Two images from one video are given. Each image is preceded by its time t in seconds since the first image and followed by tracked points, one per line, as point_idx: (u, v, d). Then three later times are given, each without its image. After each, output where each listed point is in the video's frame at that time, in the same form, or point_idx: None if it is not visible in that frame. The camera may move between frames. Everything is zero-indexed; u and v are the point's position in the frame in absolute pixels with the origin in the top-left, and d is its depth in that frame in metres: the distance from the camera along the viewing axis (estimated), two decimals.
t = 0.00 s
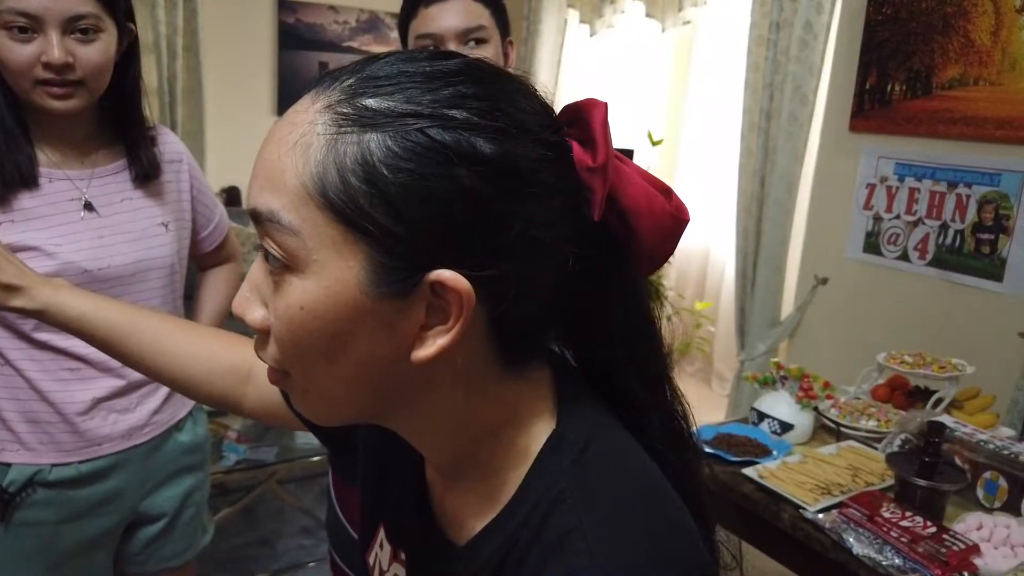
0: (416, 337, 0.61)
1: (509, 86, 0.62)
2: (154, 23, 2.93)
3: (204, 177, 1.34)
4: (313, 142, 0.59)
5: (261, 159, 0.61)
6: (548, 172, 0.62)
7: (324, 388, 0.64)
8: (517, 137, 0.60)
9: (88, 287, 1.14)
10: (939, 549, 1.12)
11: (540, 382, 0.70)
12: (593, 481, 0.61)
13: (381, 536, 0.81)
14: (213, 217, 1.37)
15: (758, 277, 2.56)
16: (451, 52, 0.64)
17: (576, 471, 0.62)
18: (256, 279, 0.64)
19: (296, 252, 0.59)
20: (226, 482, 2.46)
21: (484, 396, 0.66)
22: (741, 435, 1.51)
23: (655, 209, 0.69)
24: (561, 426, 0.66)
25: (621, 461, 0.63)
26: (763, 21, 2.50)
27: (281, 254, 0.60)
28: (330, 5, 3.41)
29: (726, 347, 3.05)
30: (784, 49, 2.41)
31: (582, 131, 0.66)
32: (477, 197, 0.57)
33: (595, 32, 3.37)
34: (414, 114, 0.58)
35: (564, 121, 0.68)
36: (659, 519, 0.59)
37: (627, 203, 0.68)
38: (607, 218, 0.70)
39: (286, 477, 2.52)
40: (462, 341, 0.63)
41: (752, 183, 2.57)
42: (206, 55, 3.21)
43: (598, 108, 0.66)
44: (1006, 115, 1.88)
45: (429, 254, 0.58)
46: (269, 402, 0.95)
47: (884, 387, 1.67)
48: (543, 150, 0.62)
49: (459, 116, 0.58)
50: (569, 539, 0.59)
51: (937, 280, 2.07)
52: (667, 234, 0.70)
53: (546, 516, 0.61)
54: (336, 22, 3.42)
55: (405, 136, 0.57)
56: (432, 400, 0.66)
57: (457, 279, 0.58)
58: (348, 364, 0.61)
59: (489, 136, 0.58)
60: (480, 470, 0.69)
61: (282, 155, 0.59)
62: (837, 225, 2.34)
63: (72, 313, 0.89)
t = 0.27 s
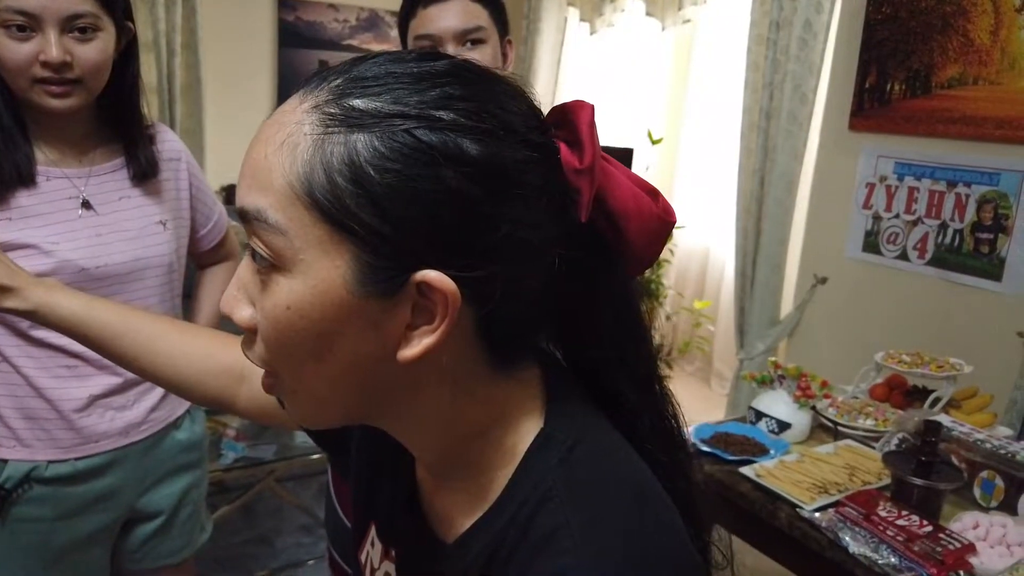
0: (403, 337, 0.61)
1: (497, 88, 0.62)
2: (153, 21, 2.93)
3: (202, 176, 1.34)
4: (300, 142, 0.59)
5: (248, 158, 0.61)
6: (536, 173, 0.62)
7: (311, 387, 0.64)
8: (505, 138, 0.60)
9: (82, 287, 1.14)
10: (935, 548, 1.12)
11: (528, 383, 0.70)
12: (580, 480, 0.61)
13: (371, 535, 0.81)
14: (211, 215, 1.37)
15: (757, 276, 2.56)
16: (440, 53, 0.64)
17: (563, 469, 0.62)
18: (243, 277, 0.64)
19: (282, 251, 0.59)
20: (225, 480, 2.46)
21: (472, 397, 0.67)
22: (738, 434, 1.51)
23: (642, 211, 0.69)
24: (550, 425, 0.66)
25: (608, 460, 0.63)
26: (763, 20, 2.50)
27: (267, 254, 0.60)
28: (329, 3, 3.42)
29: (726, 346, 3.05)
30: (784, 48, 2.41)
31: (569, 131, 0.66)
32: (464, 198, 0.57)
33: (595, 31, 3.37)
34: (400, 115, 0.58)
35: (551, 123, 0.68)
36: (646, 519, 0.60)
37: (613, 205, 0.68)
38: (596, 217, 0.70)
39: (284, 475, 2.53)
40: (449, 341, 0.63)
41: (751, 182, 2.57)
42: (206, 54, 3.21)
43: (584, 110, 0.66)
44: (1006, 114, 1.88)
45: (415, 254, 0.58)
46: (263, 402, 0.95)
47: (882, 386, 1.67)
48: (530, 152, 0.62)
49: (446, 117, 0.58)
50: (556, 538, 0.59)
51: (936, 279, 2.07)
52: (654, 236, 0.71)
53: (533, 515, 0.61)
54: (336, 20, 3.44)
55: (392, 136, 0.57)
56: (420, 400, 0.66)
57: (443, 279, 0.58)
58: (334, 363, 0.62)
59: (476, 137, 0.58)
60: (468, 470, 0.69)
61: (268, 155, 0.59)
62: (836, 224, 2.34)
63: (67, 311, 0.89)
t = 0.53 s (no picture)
0: (373, 342, 0.61)
1: (467, 94, 0.63)
2: (153, 19, 2.93)
3: (199, 175, 1.34)
4: (268, 147, 0.59)
5: (218, 163, 0.61)
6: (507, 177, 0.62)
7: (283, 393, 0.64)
8: (475, 144, 0.60)
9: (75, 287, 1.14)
10: (928, 548, 1.12)
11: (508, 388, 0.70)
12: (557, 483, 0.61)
13: (354, 538, 0.82)
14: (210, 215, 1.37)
15: (755, 275, 2.56)
16: (411, 58, 0.64)
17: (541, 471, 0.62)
18: (215, 282, 0.64)
19: (251, 257, 0.59)
20: (223, 479, 2.47)
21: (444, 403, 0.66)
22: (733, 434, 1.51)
23: (617, 217, 0.71)
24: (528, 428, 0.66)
25: (584, 463, 0.63)
26: (762, 20, 2.50)
27: (236, 260, 0.60)
28: (329, 3, 3.45)
29: (725, 345, 3.06)
30: (782, 47, 2.41)
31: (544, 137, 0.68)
32: (432, 204, 0.57)
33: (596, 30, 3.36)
34: (366, 120, 0.58)
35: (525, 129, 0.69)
36: (624, 522, 0.60)
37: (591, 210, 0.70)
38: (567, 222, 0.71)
39: (281, 474, 2.53)
40: (420, 347, 0.63)
41: (749, 182, 2.57)
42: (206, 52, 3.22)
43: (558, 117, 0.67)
44: (1004, 115, 1.87)
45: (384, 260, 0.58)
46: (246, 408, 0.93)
47: (878, 386, 1.67)
48: (502, 158, 0.62)
49: (415, 123, 0.58)
50: (535, 541, 0.59)
51: (932, 278, 2.07)
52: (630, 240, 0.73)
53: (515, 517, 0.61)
54: (336, 19, 3.48)
55: (361, 142, 0.57)
56: (392, 404, 0.66)
57: (413, 285, 0.57)
58: (305, 368, 0.61)
59: (445, 142, 0.58)
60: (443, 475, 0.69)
61: (237, 160, 0.59)
62: (834, 224, 2.34)
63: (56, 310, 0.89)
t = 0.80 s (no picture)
0: (401, 324, 0.60)
1: (518, 101, 0.63)
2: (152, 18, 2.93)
3: (199, 174, 1.33)
4: (330, 115, 0.57)
5: (269, 125, 0.59)
6: (546, 185, 0.62)
7: (303, 363, 0.61)
8: (524, 147, 0.60)
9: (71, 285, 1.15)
10: (926, 547, 1.12)
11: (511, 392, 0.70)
12: (547, 479, 0.61)
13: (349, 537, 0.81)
14: (210, 214, 1.37)
15: (755, 274, 2.56)
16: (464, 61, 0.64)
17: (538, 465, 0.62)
18: (238, 243, 0.61)
19: (294, 220, 0.57)
20: (222, 477, 2.47)
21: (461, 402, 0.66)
22: (731, 434, 1.51)
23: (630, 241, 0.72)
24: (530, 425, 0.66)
25: (575, 457, 0.63)
26: (762, 18, 2.50)
27: (276, 220, 0.58)
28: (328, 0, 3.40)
29: (725, 344, 3.06)
30: (782, 46, 2.40)
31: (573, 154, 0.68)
32: (481, 193, 0.57)
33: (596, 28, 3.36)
34: (436, 102, 0.57)
35: (556, 144, 0.69)
36: (615, 516, 0.59)
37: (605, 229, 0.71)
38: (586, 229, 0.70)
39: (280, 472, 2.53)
40: (448, 334, 0.63)
41: (749, 181, 2.57)
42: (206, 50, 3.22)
43: (592, 136, 0.67)
44: (1004, 114, 1.87)
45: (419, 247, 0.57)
46: (245, 420, 0.93)
47: (877, 386, 1.66)
48: (544, 163, 0.62)
49: (479, 115, 0.58)
50: (528, 534, 0.59)
51: (931, 278, 2.07)
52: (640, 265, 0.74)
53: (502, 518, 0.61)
54: (335, 17, 3.42)
55: (428, 122, 0.56)
56: (411, 391, 0.65)
57: (456, 272, 0.57)
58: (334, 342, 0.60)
59: (502, 140, 0.58)
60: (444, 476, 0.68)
61: (293, 124, 0.58)
62: (834, 223, 2.34)
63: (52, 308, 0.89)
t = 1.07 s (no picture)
0: (513, 275, 0.66)
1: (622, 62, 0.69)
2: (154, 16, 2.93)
3: (199, 173, 1.33)
4: (464, 68, 0.62)
5: (400, 73, 0.64)
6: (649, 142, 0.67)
7: (420, 308, 0.65)
8: (634, 106, 0.66)
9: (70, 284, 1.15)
10: (925, 547, 1.12)
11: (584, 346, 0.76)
12: (618, 440, 0.65)
13: (383, 505, 0.83)
14: (209, 213, 1.37)
15: (756, 272, 2.55)
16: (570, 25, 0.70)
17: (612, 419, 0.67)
18: (357, 193, 0.65)
19: (426, 168, 0.62)
20: (222, 475, 2.47)
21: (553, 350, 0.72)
22: (731, 432, 1.51)
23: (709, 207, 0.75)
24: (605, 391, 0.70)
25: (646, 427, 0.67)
26: (762, 17, 2.50)
27: (407, 167, 0.62)
28: None
29: (724, 344, 3.06)
30: (783, 45, 2.40)
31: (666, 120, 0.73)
32: (599, 147, 0.63)
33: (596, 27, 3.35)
34: (562, 58, 0.63)
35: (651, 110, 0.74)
36: (679, 484, 0.63)
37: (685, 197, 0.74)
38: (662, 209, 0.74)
39: (280, 471, 2.54)
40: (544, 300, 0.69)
41: (750, 180, 2.57)
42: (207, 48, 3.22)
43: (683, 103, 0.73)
44: (1004, 113, 1.87)
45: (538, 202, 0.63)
46: (276, 392, 0.96)
47: (877, 385, 1.66)
48: (648, 122, 0.67)
49: (599, 73, 0.63)
50: (597, 487, 0.63)
51: (933, 277, 2.06)
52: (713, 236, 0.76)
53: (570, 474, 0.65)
54: (336, 16, 3.40)
55: (555, 77, 0.61)
56: (510, 342, 0.70)
57: (573, 222, 0.63)
58: (452, 287, 0.64)
59: (619, 98, 0.64)
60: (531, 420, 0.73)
61: (427, 75, 0.63)
62: (835, 222, 2.34)
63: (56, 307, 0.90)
